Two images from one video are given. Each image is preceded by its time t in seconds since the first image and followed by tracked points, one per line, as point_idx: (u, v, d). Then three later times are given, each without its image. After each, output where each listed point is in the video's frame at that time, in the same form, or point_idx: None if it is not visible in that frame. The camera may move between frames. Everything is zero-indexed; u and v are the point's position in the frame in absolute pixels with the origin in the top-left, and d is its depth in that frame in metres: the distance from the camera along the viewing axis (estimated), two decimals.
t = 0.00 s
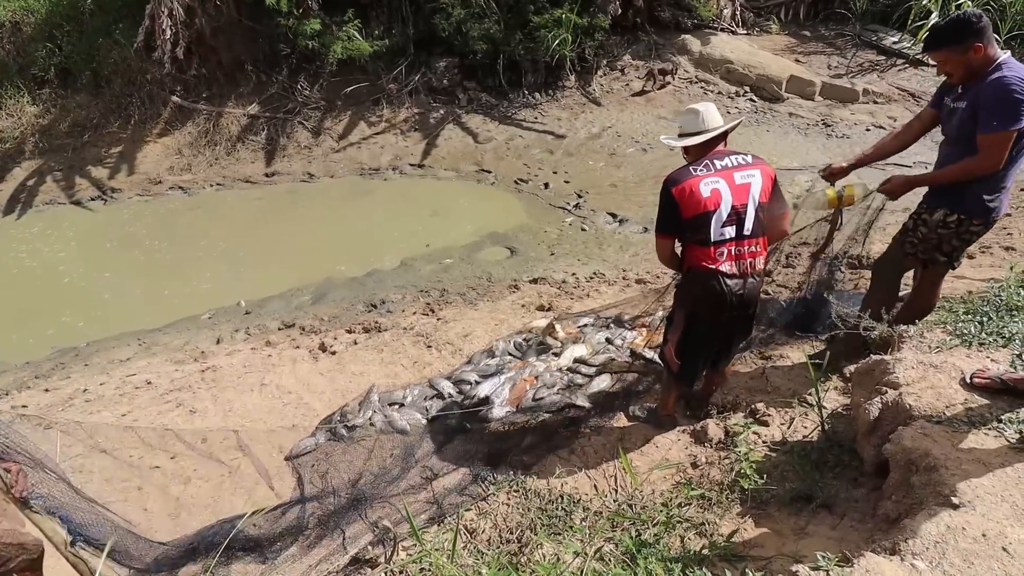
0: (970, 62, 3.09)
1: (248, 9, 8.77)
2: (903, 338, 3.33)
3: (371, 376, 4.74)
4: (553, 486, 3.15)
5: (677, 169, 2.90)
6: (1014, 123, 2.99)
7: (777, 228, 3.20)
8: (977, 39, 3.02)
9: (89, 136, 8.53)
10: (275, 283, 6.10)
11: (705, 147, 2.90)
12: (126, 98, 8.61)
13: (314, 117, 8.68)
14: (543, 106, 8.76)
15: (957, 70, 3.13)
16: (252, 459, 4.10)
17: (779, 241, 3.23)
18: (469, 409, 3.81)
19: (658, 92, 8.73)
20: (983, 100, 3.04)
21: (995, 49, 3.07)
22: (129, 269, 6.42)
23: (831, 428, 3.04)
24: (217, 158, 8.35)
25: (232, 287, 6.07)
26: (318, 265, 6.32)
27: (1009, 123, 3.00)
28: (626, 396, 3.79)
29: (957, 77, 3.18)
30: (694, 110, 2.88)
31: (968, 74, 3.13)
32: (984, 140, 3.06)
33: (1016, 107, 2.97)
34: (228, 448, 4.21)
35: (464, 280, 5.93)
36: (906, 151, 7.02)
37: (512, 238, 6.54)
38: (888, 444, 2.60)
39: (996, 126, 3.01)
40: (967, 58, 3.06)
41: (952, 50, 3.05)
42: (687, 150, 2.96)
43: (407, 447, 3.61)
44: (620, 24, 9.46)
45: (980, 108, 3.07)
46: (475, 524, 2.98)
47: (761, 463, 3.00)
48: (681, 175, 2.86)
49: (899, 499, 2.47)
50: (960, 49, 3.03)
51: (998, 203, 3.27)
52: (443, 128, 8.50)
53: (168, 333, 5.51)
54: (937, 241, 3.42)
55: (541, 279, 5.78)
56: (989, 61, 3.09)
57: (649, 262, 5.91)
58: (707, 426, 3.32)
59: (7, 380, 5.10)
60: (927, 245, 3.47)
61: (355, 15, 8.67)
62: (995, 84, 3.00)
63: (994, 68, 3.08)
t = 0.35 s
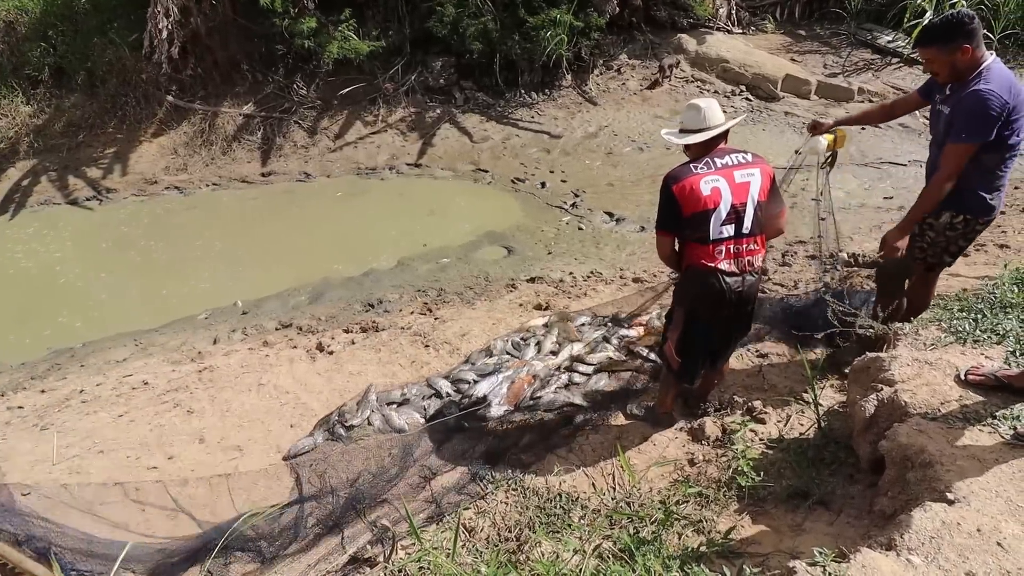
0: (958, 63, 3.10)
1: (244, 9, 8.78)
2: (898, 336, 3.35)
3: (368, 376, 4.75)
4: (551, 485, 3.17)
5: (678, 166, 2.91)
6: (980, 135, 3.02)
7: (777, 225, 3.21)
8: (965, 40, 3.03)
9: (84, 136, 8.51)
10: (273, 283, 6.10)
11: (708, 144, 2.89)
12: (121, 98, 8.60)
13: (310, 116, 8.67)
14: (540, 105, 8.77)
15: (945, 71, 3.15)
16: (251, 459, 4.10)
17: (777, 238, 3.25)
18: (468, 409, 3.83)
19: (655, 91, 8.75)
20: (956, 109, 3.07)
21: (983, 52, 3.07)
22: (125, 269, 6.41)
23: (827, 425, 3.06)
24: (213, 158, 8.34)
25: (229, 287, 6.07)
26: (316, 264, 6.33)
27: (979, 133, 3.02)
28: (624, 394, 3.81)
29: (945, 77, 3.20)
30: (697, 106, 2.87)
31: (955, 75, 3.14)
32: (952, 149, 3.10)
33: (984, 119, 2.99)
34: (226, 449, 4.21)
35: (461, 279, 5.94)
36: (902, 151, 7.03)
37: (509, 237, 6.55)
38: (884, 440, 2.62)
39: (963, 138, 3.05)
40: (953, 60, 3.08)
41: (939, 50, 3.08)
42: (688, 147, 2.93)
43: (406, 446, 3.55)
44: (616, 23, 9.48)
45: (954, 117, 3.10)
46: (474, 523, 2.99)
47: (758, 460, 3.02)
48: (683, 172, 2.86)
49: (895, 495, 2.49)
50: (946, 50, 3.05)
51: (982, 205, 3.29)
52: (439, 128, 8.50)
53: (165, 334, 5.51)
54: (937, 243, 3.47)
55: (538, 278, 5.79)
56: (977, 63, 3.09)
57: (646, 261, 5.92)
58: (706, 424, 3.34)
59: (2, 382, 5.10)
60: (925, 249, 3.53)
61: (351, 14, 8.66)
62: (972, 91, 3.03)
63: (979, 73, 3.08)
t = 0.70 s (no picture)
0: (957, 59, 3.16)
1: (237, 9, 8.77)
2: (894, 333, 3.38)
3: (367, 376, 4.76)
4: (551, 483, 3.18)
5: (678, 163, 2.93)
6: (985, 134, 3.05)
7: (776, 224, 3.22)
8: (969, 36, 3.07)
9: (78, 137, 8.50)
10: (270, 284, 6.10)
11: (709, 142, 2.91)
12: (115, 99, 8.59)
13: (305, 116, 8.67)
14: (535, 105, 8.79)
15: (944, 65, 3.20)
16: (250, 460, 4.10)
17: (778, 239, 3.25)
18: (467, 409, 3.85)
19: (650, 91, 8.78)
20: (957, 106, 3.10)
21: (983, 51, 3.13)
22: (121, 270, 6.40)
23: (824, 421, 3.09)
24: (207, 159, 8.33)
25: (226, 288, 6.08)
26: (313, 264, 6.34)
27: (982, 132, 3.06)
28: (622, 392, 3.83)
29: (942, 71, 3.25)
30: (699, 103, 2.88)
31: (953, 69, 3.19)
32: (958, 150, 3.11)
33: (988, 117, 3.03)
34: (224, 450, 4.21)
35: (458, 279, 5.95)
36: (895, 149, 7.08)
37: (505, 237, 6.56)
38: (881, 436, 2.65)
39: (968, 137, 3.08)
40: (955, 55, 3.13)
41: (943, 42, 3.12)
42: (689, 144, 2.94)
43: (405, 446, 3.68)
44: (611, 23, 9.50)
45: (954, 113, 3.14)
46: (475, 521, 3.01)
47: (756, 457, 3.04)
48: (683, 169, 2.88)
49: (892, 490, 2.52)
50: (951, 43, 3.10)
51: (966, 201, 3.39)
52: (433, 128, 8.51)
53: (161, 336, 5.51)
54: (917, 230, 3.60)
55: (536, 277, 5.82)
56: (975, 60, 3.16)
57: (642, 260, 5.95)
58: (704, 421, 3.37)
59: None
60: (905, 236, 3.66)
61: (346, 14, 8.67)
62: (975, 89, 3.07)
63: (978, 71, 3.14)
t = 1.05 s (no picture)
0: (939, 57, 3.21)
1: (229, 9, 8.77)
2: (891, 329, 3.42)
3: (365, 377, 4.76)
4: (553, 481, 3.20)
5: (688, 161, 2.92)
6: (973, 131, 3.10)
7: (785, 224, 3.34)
8: (949, 35, 3.13)
9: (68, 138, 8.45)
10: (266, 284, 6.10)
11: (710, 138, 2.92)
12: (105, 99, 8.55)
13: (299, 116, 8.65)
14: (529, 104, 8.80)
15: (926, 64, 3.25)
16: (249, 462, 4.10)
17: (775, 239, 3.31)
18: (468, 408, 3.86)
19: (644, 91, 8.81)
20: (944, 104, 3.14)
21: (964, 49, 3.18)
22: (114, 272, 6.37)
23: (823, 417, 3.12)
24: (200, 160, 8.30)
25: (220, 289, 6.07)
26: (309, 264, 6.34)
27: (969, 129, 3.10)
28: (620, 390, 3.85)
29: (923, 70, 3.29)
30: (696, 101, 2.90)
31: (934, 68, 3.24)
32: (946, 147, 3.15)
33: (976, 114, 3.07)
34: (223, 451, 4.21)
35: (455, 279, 5.96)
36: (887, 147, 7.14)
37: (501, 237, 6.57)
38: (881, 432, 2.68)
39: (956, 134, 3.12)
40: (937, 53, 3.18)
41: (924, 42, 3.17)
42: (691, 139, 2.92)
43: (406, 446, 3.68)
44: (605, 23, 9.52)
45: (939, 110, 3.17)
46: (476, 521, 3.02)
47: (756, 453, 3.07)
48: (695, 168, 2.87)
49: (892, 484, 2.55)
50: (932, 43, 3.15)
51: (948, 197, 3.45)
52: (428, 128, 8.51)
53: (155, 338, 5.48)
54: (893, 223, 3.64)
55: (532, 276, 5.84)
56: (956, 58, 3.20)
57: (638, 260, 5.98)
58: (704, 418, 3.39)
59: None
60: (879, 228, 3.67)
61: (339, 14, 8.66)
62: (957, 86, 3.11)
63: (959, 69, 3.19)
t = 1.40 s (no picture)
0: (885, 67, 3.31)
1: (219, 9, 8.81)
2: (887, 323, 3.45)
3: (362, 377, 4.76)
4: (553, 479, 3.22)
5: (684, 167, 2.90)
6: (907, 138, 3.15)
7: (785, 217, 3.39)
8: (893, 45, 3.24)
9: (57, 141, 8.41)
10: (260, 286, 6.09)
11: (696, 139, 2.94)
12: (94, 102, 8.51)
13: (291, 117, 8.63)
14: (522, 104, 8.81)
15: (874, 75, 3.35)
16: (247, 464, 4.09)
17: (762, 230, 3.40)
18: (466, 407, 3.87)
19: (636, 90, 8.84)
20: (881, 112, 3.22)
21: (909, 60, 3.27)
22: (106, 276, 6.34)
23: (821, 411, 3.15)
24: (191, 161, 8.27)
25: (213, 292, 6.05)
26: (302, 265, 6.34)
27: (904, 137, 3.16)
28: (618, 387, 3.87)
29: (872, 80, 3.39)
30: (676, 102, 2.91)
31: (882, 78, 3.34)
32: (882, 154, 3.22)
33: (911, 122, 3.13)
34: (221, 454, 4.20)
35: (450, 279, 5.97)
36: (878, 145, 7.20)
37: (496, 237, 6.58)
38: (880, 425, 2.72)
39: (890, 142, 3.18)
40: (883, 63, 3.28)
41: (869, 53, 3.29)
42: (678, 141, 2.94)
43: (405, 446, 3.68)
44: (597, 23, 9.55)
45: (878, 118, 3.25)
46: (477, 520, 3.03)
47: (755, 448, 3.10)
48: (694, 173, 2.86)
49: (891, 476, 2.59)
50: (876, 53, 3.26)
51: (894, 206, 3.47)
52: (420, 128, 8.50)
53: (149, 341, 5.46)
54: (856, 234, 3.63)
55: (528, 275, 5.85)
56: (902, 69, 3.29)
57: (633, 258, 6.00)
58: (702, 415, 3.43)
59: None
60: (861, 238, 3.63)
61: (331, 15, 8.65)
62: (894, 95, 3.19)
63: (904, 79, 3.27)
